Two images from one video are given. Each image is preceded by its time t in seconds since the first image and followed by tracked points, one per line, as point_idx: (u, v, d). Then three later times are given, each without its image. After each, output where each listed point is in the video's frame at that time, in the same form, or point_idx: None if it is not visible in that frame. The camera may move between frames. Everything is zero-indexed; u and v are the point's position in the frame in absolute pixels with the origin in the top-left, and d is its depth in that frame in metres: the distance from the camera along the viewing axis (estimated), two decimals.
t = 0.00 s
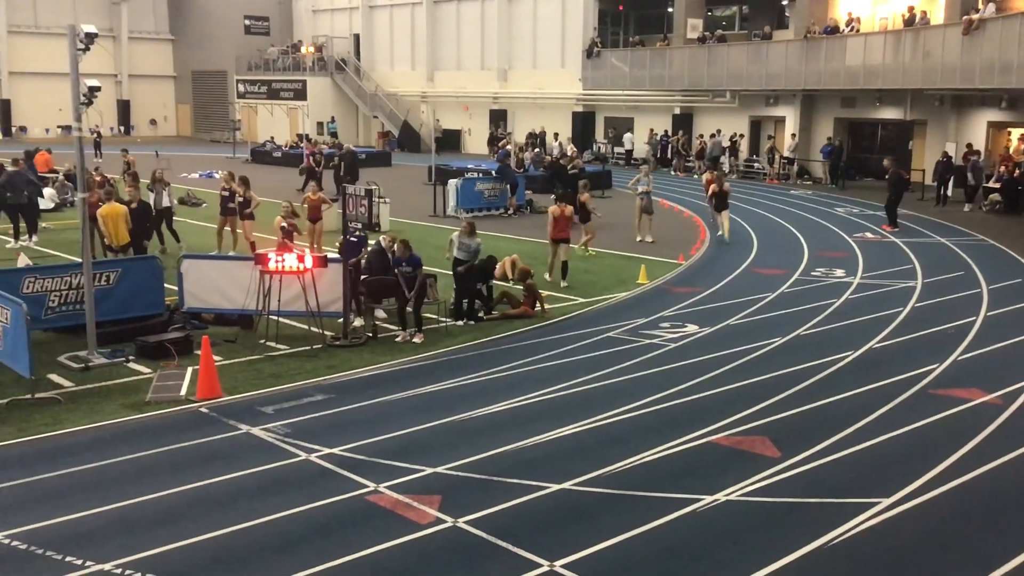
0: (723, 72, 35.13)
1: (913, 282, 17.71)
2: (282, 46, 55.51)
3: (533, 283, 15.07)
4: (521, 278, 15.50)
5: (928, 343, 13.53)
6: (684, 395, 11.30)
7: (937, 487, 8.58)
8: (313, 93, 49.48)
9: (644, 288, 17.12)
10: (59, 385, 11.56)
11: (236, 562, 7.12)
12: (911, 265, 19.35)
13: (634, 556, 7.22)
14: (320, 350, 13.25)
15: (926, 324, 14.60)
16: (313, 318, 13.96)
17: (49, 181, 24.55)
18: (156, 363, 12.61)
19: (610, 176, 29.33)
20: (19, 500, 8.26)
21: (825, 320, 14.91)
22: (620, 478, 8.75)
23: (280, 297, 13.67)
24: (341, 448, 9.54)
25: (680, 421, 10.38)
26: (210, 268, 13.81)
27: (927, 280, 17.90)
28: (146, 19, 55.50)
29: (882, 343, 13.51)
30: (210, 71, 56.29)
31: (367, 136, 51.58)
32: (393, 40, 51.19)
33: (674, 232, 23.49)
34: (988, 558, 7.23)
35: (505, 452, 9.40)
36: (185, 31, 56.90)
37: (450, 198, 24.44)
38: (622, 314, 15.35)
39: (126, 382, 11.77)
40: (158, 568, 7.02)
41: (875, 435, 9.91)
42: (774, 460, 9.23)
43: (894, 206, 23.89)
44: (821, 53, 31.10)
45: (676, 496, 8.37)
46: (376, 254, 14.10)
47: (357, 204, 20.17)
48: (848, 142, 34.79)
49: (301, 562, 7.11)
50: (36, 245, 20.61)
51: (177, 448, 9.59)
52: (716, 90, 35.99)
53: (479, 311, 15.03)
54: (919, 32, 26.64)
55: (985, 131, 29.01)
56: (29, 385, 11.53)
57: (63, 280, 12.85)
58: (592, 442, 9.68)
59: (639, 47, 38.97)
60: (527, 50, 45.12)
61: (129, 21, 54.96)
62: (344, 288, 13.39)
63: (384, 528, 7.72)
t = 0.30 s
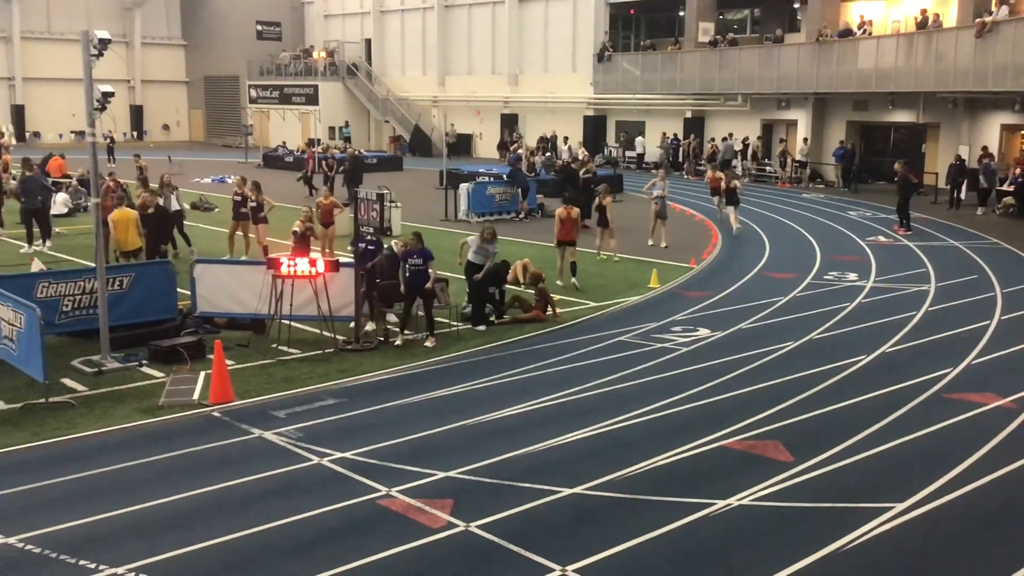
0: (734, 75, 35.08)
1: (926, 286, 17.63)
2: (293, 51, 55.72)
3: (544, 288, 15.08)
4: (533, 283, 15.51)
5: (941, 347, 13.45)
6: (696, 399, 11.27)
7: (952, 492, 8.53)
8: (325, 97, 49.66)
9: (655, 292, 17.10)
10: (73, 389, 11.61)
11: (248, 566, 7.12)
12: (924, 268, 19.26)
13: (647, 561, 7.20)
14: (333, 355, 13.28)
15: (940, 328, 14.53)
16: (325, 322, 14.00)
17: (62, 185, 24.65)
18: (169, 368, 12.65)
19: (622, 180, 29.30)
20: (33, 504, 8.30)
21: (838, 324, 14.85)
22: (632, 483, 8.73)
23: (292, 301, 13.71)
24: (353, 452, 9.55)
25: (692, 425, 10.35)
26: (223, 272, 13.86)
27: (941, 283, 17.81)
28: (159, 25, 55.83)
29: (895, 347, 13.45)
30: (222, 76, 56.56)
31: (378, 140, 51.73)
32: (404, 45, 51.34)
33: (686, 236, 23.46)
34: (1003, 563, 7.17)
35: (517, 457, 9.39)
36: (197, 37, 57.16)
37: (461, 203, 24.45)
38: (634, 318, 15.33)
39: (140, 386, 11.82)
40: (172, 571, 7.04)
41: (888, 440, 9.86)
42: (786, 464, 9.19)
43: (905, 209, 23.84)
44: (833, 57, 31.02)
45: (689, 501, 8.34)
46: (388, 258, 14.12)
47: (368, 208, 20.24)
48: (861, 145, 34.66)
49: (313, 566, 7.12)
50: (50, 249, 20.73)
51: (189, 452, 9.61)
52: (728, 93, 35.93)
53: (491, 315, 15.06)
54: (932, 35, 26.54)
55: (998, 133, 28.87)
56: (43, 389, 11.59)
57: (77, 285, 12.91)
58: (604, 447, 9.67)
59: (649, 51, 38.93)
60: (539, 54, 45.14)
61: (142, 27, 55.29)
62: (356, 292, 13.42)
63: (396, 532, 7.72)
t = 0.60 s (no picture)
0: (749, 78, 35.01)
1: (943, 290, 17.51)
2: (309, 56, 55.97)
3: (559, 292, 15.06)
4: (548, 286, 15.49)
5: (959, 351, 13.37)
6: (712, 403, 11.22)
7: (973, 498, 8.45)
8: (340, 102, 49.84)
9: (671, 297, 17.06)
10: (90, 393, 11.69)
11: (264, 569, 7.15)
12: (942, 273, 19.13)
13: (664, 566, 7.16)
14: (348, 358, 13.31)
15: (958, 332, 14.44)
16: (339, 326, 14.06)
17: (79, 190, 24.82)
18: (185, 371, 12.70)
19: (637, 184, 29.25)
20: (50, 507, 8.35)
21: (855, 328, 14.78)
22: (647, 488, 8.70)
23: (308, 306, 13.76)
24: (368, 456, 9.57)
25: (707, 430, 10.30)
26: (238, 277, 13.90)
27: (959, 287, 17.69)
28: (176, 30, 56.24)
29: (914, 352, 13.36)
30: (239, 81, 56.88)
31: (393, 144, 51.91)
32: (419, 50, 51.48)
33: (701, 240, 23.38)
34: None
35: (532, 460, 9.38)
36: (213, 42, 57.50)
37: (476, 207, 24.48)
38: (649, 322, 15.29)
39: (156, 390, 11.87)
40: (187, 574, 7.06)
41: (906, 445, 9.78)
42: (804, 469, 9.14)
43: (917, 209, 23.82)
44: (848, 61, 30.94)
45: (705, 505, 8.31)
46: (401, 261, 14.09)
47: (383, 213, 20.29)
48: (877, 149, 34.50)
49: (329, 570, 7.13)
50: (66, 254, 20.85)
51: (205, 455, 9.65)
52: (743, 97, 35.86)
53: (506, 318, 15.02)
54: (949, 38, 26.41)
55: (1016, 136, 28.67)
56: (61, 393, 11.67)
57: (94, 289, 13.01)
58: (619, 451, 9.64)
59: (664, 55, 38.89)
60: (553, 58, 45.16)
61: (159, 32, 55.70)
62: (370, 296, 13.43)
63: (411, 536, 7.72)
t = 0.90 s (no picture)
0: (770, 83, 34.90)
1: (966, 295, 17.38)
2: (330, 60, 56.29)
3: (579, 296, 15.07)
4: (568, 291, 15.50)
5: (983, 357, 13.25)
6: (732, 408, 11.19)
7: (995, 505, 8.39)
8: (361, 108, 50.07)
9: (691, 301, 17.02)
10: (113, 395, 11.80)
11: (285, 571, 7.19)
12: (965, 278, 18.98)
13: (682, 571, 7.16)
14: (369, 362, 13.37)
15: (981, 337, 14.33)
16: (360, 330, 14.13)
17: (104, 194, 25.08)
18: (207, 374, 12.79)
19: (658, 188, 29.18)
20: (74, 508, 8.44)
21: (876, 333, 14.70)
22: (667, 492, 8.69)
23: (328, 309, 13.82)
24: (388, 459, 9.60)
25: (727, 434, 10.28)
26: (259, 280, 14.01)
27: (982, 293, 17.55)
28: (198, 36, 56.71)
29: (936, 357, 13.27)
30: (260, 86, 57.25)
31: (413, 149, 52.14)
32: (440, 55, 51.66)
33: (721, 244, 23.31)
34: None
35: (552, 465, 9.39)
36: (235, 47, 57.95)
37: (496, 211, 24.53)
38: (669, 327, 15.27)
39: (178, 393, 11.97)
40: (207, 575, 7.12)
41: (927, 451, 9.72)
42: (825, 475, 9.11)
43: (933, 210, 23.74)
44: (870, 64, 30.87)
45: (725, 511, 8.29)
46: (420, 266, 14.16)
47: (403, 217, 20.36)
48: (900, 153, 34.29)
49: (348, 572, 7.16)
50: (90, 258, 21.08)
51: (227, 458, 9.73)
52: (764, 101, 35.75)
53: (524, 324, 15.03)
54: (971, 42, 26.22)
55: None
56: (85, 395, 11.78)
57: (117, 292, 13.13)
58: (638, 456, 9.64)
59: (685, 59, 38.84)
60: (573, 62, 45.18)
61: (182, 38, 56.19)
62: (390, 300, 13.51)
63: (431, 539, 7.74)
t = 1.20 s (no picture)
0: (798, 86, 34.70)
1: (998, 301, 17.18)
2: (358, 64, 56.65)
3: (605, 300, 15.05)
4: (594, 295, 15.47)
5: (1015, 363, 13.09)
6: (759, 413, 11.14)
7: None
8: (389, 112, 50.34)
9: (718, 306, 16.93)
10: (143, 396, 11.94)
11: (312, 572, 7.26)
12: (996, 283, 18.76)
13: None
14: (395, 365, 13.43)
15: (1013, 344, 14.16)
16: (386, 333, 14.19)
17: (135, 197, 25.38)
18: (235, 375, 12.91)
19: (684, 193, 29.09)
20: (104, 507, 8.56)
21: (906, 338, 14.57)
22: (694, 498, 8.66)
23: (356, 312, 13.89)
24: (415, 462, 9.65)
25: (755, 440, 10.22)
26: (288, 283, 14.11)
27: (1013, 299, 17.34)
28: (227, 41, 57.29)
29: (967, 364, 13.13)
30: (288, 90, 57.69)
31: (441, 153, 52.36)
32: (467, 59, 51.81)
33: (748, 249, 23.17)
34: None
35: (578, 469, 9.40)
36: (264, 52, 58.48)
37: (522, 215, 24.58)
38: (696, 331, 15.22)
39: (207, 394, 12.09)
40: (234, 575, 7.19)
41: (958, 458, 9.61)
42: (853, 482, 9.04)
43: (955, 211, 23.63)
44: (899, 67, 30.64)
45: (752, 516, 8.26)
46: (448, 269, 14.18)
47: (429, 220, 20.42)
48: (931, 158, 33.90)
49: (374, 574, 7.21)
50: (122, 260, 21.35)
51: (255, 459, 9.81)
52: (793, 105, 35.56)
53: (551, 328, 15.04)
54: (1003, 45, 25.92)
55: None
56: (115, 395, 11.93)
57: (148, 294, 13.29)
58: (665, 461, 9.61)
59: (713, 63, 38.71)
60: (600, 66, 45.16)
61: (212, 42, 56.76)
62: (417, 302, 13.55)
63: (457, 542, 7.77)
